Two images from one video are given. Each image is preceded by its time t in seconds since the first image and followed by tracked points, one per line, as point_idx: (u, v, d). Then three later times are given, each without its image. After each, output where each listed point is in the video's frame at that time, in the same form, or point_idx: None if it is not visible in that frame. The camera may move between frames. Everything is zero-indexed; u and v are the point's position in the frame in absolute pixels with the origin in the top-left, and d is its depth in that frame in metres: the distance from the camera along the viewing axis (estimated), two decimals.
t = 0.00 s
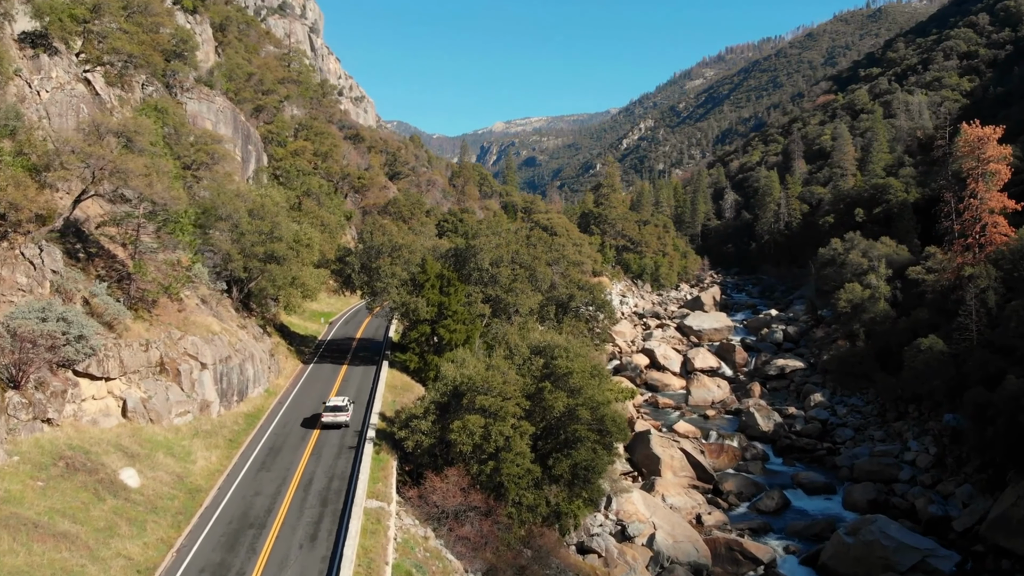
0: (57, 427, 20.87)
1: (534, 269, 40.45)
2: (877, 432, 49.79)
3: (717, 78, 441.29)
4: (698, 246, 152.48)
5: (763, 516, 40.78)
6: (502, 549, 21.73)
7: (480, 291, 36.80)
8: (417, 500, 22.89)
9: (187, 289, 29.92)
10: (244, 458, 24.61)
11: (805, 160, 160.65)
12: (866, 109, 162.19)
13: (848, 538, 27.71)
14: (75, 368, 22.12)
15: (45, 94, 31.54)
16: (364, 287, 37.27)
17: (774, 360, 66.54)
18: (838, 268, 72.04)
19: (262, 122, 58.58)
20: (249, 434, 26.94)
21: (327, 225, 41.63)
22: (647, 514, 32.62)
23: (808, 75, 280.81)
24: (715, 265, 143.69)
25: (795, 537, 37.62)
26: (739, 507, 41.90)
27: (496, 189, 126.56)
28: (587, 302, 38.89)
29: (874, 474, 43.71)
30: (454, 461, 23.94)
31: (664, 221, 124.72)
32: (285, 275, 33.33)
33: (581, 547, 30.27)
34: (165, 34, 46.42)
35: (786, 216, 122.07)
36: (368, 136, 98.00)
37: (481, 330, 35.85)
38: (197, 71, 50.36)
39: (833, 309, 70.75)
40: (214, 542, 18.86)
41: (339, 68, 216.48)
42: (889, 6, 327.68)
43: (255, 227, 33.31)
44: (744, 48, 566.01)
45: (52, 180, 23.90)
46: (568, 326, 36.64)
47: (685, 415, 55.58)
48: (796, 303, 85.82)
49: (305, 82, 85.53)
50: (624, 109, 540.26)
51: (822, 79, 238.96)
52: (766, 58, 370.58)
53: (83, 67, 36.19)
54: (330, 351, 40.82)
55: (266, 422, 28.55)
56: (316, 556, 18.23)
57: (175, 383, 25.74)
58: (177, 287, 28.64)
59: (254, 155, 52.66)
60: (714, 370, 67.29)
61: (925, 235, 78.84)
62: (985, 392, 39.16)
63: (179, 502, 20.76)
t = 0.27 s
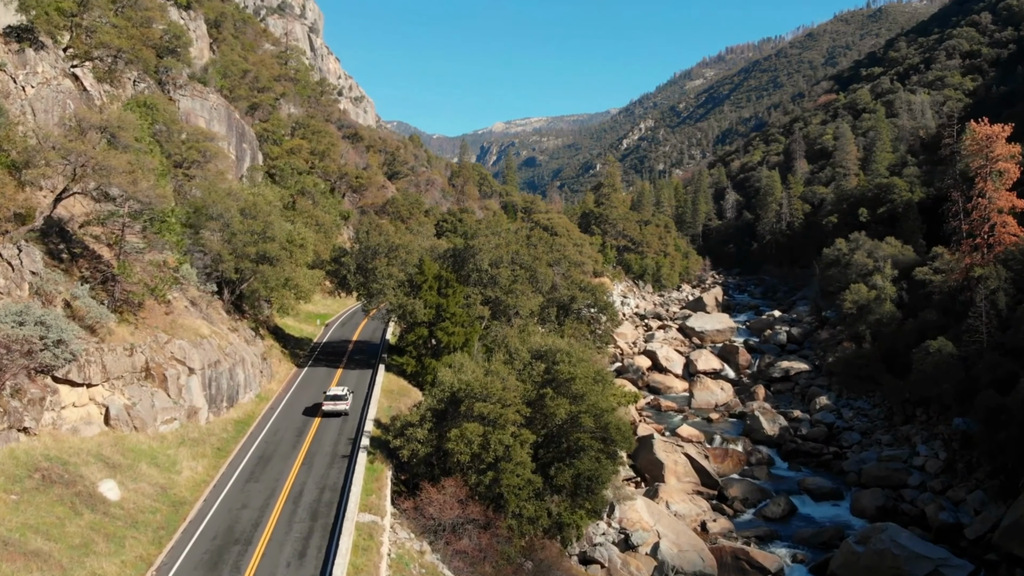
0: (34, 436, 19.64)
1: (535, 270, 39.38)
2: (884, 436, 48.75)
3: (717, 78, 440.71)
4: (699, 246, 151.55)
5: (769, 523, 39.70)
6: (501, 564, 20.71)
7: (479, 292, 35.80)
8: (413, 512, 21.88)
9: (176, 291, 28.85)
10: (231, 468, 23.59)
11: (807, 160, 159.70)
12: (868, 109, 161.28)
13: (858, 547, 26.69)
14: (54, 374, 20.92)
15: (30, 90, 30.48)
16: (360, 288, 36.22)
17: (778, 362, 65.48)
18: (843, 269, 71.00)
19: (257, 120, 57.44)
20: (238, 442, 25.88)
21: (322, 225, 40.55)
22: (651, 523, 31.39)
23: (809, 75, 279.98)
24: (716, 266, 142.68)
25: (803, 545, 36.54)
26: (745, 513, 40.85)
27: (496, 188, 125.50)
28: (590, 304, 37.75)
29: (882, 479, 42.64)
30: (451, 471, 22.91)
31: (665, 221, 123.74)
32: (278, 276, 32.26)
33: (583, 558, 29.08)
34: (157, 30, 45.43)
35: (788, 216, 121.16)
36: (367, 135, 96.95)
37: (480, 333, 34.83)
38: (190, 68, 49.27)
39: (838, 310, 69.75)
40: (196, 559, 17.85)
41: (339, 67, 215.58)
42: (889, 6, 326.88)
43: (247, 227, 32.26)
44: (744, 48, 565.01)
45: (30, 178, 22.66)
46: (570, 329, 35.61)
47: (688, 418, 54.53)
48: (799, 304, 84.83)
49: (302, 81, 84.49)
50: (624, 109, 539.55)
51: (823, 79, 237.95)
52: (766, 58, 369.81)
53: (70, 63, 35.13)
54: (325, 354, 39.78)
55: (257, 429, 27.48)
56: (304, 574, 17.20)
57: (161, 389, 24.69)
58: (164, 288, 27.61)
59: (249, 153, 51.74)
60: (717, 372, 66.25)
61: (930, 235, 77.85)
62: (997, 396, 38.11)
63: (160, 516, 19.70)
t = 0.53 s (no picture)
0: (12, 445, 18.59)
1: (535, 271, 38.44)
2: (891, 440, 47.84)
3: (717, 78, 440.00)
4: (700, 246, 150.70)
5: (775, 529, 38.80)
6: None
7: (478, 294, 34.88)
8: (409, 523, 21.02)
9: (165, 292, 27.94)
10: (220, 477, 22.72)
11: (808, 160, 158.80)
12: (870, 108, 160.33)
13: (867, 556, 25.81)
14: (34, 379, 19.89)
15: (16, 85, 29.59)
16: (356, 289, 35.27)
17: (782, 364, 64.54)
18: (847, 269, 70.08)
19: (253, 118, 56.48)
20: (228, 449, 24.98)
21: (318, 225, 39.65)
22: (655, 530, 30.21)
23: (810, 75, 279.21)
24: (717, 266, 141.82)
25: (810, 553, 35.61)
26: (750, 519, 39.93)
27: (496, 188, 124.54)
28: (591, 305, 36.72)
29: (890, 484, 41.62)
30: (448, 480, 22.02)
31: (666, 221, 122.81)
32: (271, 277, 31.33)
33: (585, 568, 27.92)
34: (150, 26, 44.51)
35: (790, 216, 120.33)
36: (365, 135, 96.02)
37: (479, 335, 33.94)
38: (184, 65, 48.33)
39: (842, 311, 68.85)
40: None
41: (339, 67, 214.69)
42: (890, 6, 326.13)
43: (239, 226, 31.34)
44: (745, 48, 564.07)
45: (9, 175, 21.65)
46: (571, 332, 34.70)
47: (690, 421, 53.63)
48: (803, 305, 83.96)
49: (300, 79, 83.55)
50: (624, 109, 538.71)
51: (824, 78, 237.04)
52: (766, 58, 368.99)
53: (59, 58, 34.26)
54: (320, 357, 38.87)
55: (248, 435, 26.58)
56: None
57: (148, 395, 23.76)
58: (152, 290, 26.73)
59: (244, 152, 50.92)
60: (720, 374, 65.33)
61: (935, 236, 76.36)
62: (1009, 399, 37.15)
63: (143, 530, 18.79)
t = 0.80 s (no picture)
0: None
1: (536, 271, 37.52)
2: (898, 443, 46.91)
3: (717, 78, 439.18)
4: (701, 246, 149.82)
5: (781, 536, 37.82)
6: None
7: (477, 295, 33.96)
8: (404, 536, 20.14)
9: (153, 294, 27.04)
10: (208, 486, 21.84)
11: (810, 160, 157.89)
12: (872, 107, 159.43)
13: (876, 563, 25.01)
14: (12, 386, 18.88)
15: (2, 80, 28.57)
16: (351, 290, 34.31)
17: (785, 366, 63.65)
18: (851, 270, 69.17)
19: (249, 115, 55.53)
20: (217, 457, 24.07)
21: (314, 224, 38.75)
22: (658, 538, 28.95)
23: (810, 75, 278.53)
24: (718, 266, 140.94)
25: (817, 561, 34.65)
26: (755, 525, 38.97)
27: (496, 188, 123.61)
28: (593, 306, 35.66)
29: (898, 489, 40.44)
30: (446, 490, 21.12)
31: (667, 221, 121.89)
32: (263, 278, 30.40)
33: None
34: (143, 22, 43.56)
35: (792, 216, 119.48)
36: (364, 134, 95.03)
37: (478, 337, 33.04)
38: (178, 61, 47.39)
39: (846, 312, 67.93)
40: None
41: (338, 67, 213.81)
42: (890, 6, 325.30)
43: (230, 226, 30.41)
44: (745, 48, 563.01)
45: None
46: (572, 334, 33.80)
47: (693, 424, 52.72)
48: (806, 306, 83.07)
49: (297, 77, 82.59)
50: (624, 110, 537.88)
51: (825, 78, 236.17)
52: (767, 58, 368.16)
53: (47, 53, 33.39)
54: (315, 359, 37.98)
55: (238, 442, 25.66)
56: None
57: (134, 400, 22.81)
58: (140, 291, 25.86)
59: (239, 150, 50.08)
60: (723, 376, 64.44)
61: (941, 236, 75.55)
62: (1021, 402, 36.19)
63: (124, 544, 17.86)
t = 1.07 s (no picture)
0: None
1: (537, 272, 36.44)
2: (907, 448, 45.85)
3: (717, 78, 438.12)
4: (702, 247, 148.76)
5: (788, 544, 36.76)
6: None
7: (475, 296, 32.91)
8: (398, 552, 19.09)
9: (138, 296, 25.96)
10: (192, 499, 20.80)
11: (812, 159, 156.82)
12: (874, 107, 158.34)
13: None
14: None
15: None
16: (346, 292, 33.20)
17: (790, 368, 62.58)
18: (856, 270, 68.12)
19: (243, 113, 54.47)
20: (203, 467, 23.04)
21: (308, 223, 37.66)
22: (663, 547, 27.73)
23: (811, 74, 277.66)
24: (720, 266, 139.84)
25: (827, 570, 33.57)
26: (761, 533, 37.92)
27: (496, 188, 122.53)
28: (595, 308, 34.59)
29: (906, 495, 39.36)
30: (442, 503, 20.05)
31: (669, 221, 120.81)
32: (254, 280, 29.34)
33: None
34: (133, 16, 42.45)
35: (794, 216, 118.42)
36: (362, 133, 93.86)
37: (477, 340, 32.00)
38: (170, 57, 46.28)
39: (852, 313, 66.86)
40: None
41: (338, 67, 212.72)
42: (891, 5, 324.30)
43: (220, 225, 29.34)
44: (745, 48, 562.20)
45: None
46: (574, 336, 32.72)
47: (697, 428, 51.64)
48: (809, 307, 82.00)
49: (294, 75, 81.45)
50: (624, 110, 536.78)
51: (826, 77, 235.23)
52: (767, 57, 367.11)
53: (32, 48, 32.33)
54: (310, 363, 36.93)
55: (226, 450, 24.63)
56: None
57: (116, 408, 21.64)
58: (124, 293, 24.76)
59: (233, 148, 49.09)
60: (726, 378, 63.38)
61: (946, 236, 74.88)
62: None
63: (99, 564, 16.77)
